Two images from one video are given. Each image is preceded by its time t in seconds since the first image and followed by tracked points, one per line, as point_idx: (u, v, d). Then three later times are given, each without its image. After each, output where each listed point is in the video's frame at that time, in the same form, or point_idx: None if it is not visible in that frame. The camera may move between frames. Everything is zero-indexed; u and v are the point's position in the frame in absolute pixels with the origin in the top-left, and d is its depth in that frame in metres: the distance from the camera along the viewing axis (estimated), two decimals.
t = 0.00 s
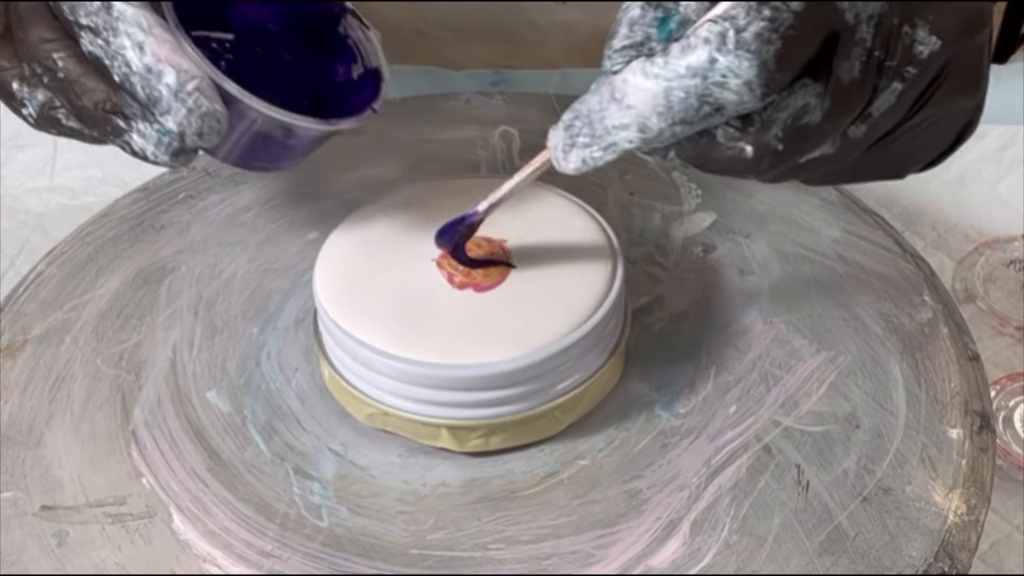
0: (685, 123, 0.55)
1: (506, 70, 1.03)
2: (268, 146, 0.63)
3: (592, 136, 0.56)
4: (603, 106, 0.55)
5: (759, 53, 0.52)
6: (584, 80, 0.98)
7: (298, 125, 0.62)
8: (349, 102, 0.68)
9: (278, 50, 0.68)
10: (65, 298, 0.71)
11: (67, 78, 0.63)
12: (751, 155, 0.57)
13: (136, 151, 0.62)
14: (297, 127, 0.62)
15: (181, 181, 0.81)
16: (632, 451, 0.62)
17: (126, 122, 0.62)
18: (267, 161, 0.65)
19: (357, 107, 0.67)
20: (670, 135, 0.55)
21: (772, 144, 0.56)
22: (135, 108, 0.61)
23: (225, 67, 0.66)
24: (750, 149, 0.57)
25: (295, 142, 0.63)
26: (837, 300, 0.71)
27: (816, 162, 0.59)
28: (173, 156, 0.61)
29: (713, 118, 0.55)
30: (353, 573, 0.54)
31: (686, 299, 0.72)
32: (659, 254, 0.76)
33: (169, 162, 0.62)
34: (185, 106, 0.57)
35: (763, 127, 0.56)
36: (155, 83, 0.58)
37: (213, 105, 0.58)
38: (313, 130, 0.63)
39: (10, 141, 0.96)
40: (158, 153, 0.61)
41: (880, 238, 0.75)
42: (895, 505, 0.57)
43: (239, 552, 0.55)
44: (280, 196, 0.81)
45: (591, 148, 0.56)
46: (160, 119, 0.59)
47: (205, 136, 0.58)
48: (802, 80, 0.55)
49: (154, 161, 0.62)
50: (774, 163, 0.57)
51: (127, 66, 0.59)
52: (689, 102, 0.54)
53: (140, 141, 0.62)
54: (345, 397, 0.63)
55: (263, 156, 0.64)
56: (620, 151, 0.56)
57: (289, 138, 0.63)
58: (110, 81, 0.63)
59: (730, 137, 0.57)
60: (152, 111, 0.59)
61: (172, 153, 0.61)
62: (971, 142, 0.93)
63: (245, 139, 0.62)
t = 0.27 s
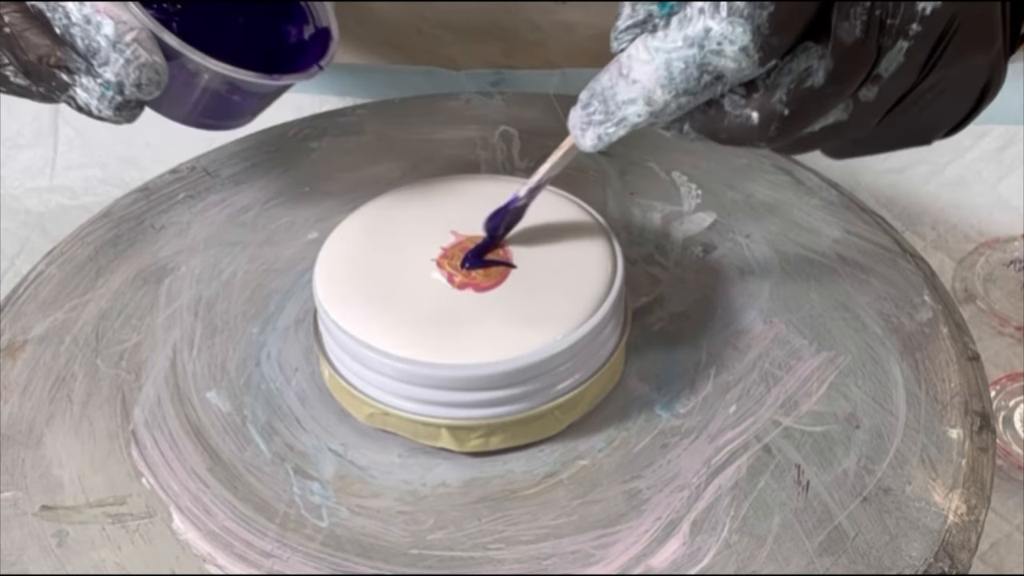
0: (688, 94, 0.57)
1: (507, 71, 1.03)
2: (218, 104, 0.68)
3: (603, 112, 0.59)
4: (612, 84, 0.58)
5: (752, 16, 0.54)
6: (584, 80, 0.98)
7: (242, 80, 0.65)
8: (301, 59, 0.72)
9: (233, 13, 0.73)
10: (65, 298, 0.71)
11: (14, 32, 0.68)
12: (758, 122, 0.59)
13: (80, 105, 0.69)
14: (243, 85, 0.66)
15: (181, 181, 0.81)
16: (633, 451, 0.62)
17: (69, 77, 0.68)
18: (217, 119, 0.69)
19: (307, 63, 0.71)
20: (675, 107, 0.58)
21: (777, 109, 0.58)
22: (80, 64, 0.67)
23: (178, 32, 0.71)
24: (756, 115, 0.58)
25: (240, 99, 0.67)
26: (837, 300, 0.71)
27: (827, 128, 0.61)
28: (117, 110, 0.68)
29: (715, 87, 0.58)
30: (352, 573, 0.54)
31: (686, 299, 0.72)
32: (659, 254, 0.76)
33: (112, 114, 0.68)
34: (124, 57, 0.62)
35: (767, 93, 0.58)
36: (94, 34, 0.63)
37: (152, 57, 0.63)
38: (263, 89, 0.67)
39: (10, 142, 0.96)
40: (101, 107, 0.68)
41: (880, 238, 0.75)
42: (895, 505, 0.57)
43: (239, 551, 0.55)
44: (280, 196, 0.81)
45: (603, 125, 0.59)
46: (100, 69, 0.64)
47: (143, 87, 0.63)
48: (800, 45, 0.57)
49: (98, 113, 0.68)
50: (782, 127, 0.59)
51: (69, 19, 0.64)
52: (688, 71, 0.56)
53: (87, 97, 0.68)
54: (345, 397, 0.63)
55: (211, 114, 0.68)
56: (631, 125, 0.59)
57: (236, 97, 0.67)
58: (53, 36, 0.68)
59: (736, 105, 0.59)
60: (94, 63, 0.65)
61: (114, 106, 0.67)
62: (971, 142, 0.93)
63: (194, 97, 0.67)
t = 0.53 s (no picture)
0: (626, 25, 0.54)
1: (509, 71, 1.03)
2: (193, 61, 0.65)
3: (541, 57, 0.55)
4: (547, 28, 0.55)
5: None
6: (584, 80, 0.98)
7: (210, 32, 0.63)
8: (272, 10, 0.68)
9: None
10: (65, 298, 0.71)
11: None
12: (703, 56, 0.56)
13: (58, 71, 0.69)
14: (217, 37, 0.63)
15: (181, 181, 0.81)
16: (633, 451, 0.62)
17: (43, 44, 0.68)
18: (196, 78, 0.67)
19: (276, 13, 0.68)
20: (614, 44, 0.55)
21: (721, 42, 0.55)
22: (52, 29, 0.67)
23: None
24: (700, 50, 0.56)
25: (213, 53, 0.65)
26: (837, 300, 0.71)
27: (781, 73, 0.58)
28: (90, 74, 0.67)
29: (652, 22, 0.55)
30: (353, 572, 0.54)
31: (686, 300, 0.72)
32: (659, 254, 0.76)
33: (88, 79, 0.67)
34: (87, 14, 0.62)
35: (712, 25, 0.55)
36: None
37: (115, 11, 0.62)
38: (237, 41, 0.64)
39: (10, 142, 0.96)
40: (77, 72, 0.67)
41: (880, 238, 0.75)
42: (895, 505, 0.57)
43: (239, 551, 0.55)
44: (280, 196, 0.81)
45: (543, 72, 0.56)
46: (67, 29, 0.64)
47: (109, 43, 0.63)
48: None
49: (75, 78, 0.68)
50: (730, 62, 0.56)
51: None
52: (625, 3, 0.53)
53: (63, 64, 0.68)
54: (345, 397, 0.63)
55: (187, 73, 0.66)
56: (573, 67, 0.55)
57: (208, 50, 0.64)
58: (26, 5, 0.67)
59: (680, 42, 0.56)
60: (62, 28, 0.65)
61: (87, 70, 0.67)
62: (971, 142, 0.91)
63: (158, 53, 0.65)
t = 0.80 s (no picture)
0: (576, 15, 0.54)
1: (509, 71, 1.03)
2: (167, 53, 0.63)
3: (502, 53, 0.56)
4: (506, 24, 0.56)
5: None
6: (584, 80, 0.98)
7: (187, 24, 0.61)
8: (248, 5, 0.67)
9: None
10: (65, 298, 0.71)
11: None
12: (656, 42, 0.56)
13: (34, 63, 0.67)
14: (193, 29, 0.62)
15: (181, 181, 0.81)
16: (632, 452, 0.62)
17: (20, 36, 0.65)
18: (171, 71, 0.65)
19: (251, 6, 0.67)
20: (569, 35, 0.55)
21: (672, 27, 0.55)
22: (29, 21, 0.64)
23: None
24: (653, 36, 0.56)
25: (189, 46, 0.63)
26: (837, 300, 0.71)
27: (739, 57, 0.59)
28: (68, 66, 0.66)
29: (605, 11, 0.55)
30: (353, 573, 0.54)
31: (686, 300, 0.72)
32: (659, 254, 0.76)
33: (66, 71, 0.66)
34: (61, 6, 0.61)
35: (661, 11, 0.55)
36: None
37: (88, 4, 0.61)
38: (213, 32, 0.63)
39: (10, 141, 0.96)
40: (54, 64, 0.65)
41: (880, 239, 0.75)
42: (895, 505, 0.57)
43: (239, 551, 0.55)
44: (280, 195, 0.81)
45: (505, 68, 0.56)
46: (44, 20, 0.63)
47: (84, 36, 0.62)
48: None
49: (52, 70, 0.66)
50: (683, 47, 0.55)
51: None
52: None
53: (35, 54, 0.66)
54: (345, 397, 0.63)
55: (164, 65, 0.64)
56: (531, 60, 0.56)
57: (184, 43, 0.63)
58: None
59: (633, 29, 0.56)
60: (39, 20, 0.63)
61: (64, 62, 0.65)
62: (971, 142, 0.91)
63: (133, 44, 0.63)
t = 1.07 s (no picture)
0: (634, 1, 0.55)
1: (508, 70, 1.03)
2: (161, 39, 0.61)
3: (558, 42, 0.57)
4: (561, 13, 0.56)
5: None
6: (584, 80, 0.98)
7: (177, 8, 0.58)
8: None
9: None
10: (65, 298, 0.71)
11: None
12: (711, 21, 0.57)
13: (31, 50, 0.67)
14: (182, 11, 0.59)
15: (181, 181, 0.81)
16: (632, 452, 0.62)
17: (17, 21, 0.66)
18: (168, 57, 0.62)
19: None
20: (625, 19, 0.56)
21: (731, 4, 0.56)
22: (24, 7, 0.65)
23: None
24: (709, 15, 0.56)
25: (184, 30, 0.60)
26: (837, 300, 0.71)
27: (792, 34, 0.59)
28: (61, 52, 0.66)
29: None
30: (353, 573, 0.54)
31: (686, 300, 0.72)
32: (658, 254, 0.76)
33: (59, 57, 0.66)
34: None
35: None
36: None
37: None
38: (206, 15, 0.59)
39: (9, 141, 0.96)
40: (48, 49, 0.66)
41: (880, 239, 0.75)
42: (895, 505, 0.57)
43: (239, 552, 0.55)
44: (281, 195, 0.81)
45: (562, 57, 0.57)
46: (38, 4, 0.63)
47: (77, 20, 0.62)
48: None
49: (46, 56, 0.66)
50: (738, 23, 0.56)
51: None
52: None
53: (32, 40, 0.66)
54: (345, 397, 0.63)
55: (161, 52, 0.62)
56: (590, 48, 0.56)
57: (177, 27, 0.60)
58: None
59: (689, 9, 0.57)
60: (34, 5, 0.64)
61: (57, 47, 0.65)
62: (971, 142, 0.91)
63: (128, 31, 0.61)
